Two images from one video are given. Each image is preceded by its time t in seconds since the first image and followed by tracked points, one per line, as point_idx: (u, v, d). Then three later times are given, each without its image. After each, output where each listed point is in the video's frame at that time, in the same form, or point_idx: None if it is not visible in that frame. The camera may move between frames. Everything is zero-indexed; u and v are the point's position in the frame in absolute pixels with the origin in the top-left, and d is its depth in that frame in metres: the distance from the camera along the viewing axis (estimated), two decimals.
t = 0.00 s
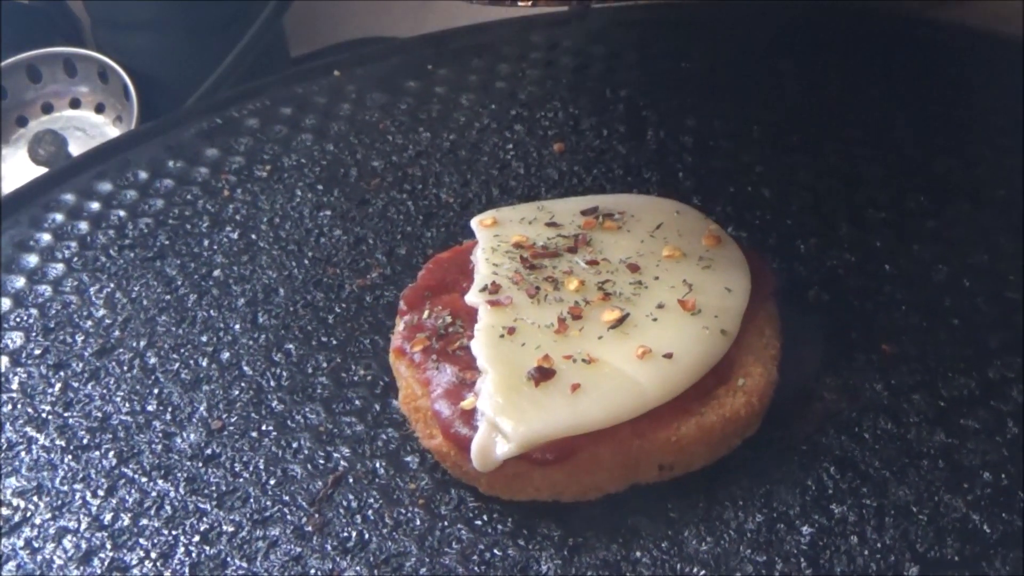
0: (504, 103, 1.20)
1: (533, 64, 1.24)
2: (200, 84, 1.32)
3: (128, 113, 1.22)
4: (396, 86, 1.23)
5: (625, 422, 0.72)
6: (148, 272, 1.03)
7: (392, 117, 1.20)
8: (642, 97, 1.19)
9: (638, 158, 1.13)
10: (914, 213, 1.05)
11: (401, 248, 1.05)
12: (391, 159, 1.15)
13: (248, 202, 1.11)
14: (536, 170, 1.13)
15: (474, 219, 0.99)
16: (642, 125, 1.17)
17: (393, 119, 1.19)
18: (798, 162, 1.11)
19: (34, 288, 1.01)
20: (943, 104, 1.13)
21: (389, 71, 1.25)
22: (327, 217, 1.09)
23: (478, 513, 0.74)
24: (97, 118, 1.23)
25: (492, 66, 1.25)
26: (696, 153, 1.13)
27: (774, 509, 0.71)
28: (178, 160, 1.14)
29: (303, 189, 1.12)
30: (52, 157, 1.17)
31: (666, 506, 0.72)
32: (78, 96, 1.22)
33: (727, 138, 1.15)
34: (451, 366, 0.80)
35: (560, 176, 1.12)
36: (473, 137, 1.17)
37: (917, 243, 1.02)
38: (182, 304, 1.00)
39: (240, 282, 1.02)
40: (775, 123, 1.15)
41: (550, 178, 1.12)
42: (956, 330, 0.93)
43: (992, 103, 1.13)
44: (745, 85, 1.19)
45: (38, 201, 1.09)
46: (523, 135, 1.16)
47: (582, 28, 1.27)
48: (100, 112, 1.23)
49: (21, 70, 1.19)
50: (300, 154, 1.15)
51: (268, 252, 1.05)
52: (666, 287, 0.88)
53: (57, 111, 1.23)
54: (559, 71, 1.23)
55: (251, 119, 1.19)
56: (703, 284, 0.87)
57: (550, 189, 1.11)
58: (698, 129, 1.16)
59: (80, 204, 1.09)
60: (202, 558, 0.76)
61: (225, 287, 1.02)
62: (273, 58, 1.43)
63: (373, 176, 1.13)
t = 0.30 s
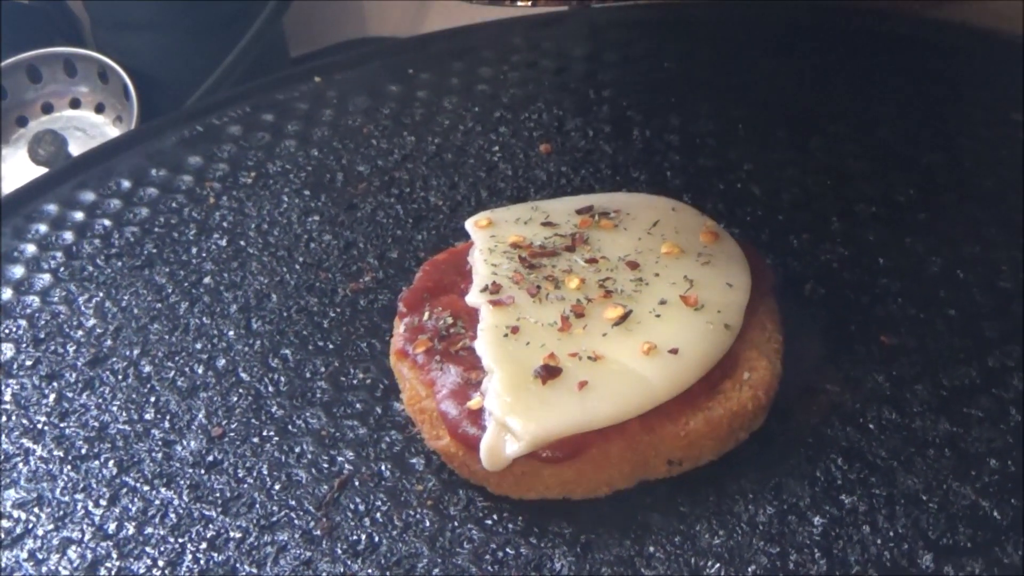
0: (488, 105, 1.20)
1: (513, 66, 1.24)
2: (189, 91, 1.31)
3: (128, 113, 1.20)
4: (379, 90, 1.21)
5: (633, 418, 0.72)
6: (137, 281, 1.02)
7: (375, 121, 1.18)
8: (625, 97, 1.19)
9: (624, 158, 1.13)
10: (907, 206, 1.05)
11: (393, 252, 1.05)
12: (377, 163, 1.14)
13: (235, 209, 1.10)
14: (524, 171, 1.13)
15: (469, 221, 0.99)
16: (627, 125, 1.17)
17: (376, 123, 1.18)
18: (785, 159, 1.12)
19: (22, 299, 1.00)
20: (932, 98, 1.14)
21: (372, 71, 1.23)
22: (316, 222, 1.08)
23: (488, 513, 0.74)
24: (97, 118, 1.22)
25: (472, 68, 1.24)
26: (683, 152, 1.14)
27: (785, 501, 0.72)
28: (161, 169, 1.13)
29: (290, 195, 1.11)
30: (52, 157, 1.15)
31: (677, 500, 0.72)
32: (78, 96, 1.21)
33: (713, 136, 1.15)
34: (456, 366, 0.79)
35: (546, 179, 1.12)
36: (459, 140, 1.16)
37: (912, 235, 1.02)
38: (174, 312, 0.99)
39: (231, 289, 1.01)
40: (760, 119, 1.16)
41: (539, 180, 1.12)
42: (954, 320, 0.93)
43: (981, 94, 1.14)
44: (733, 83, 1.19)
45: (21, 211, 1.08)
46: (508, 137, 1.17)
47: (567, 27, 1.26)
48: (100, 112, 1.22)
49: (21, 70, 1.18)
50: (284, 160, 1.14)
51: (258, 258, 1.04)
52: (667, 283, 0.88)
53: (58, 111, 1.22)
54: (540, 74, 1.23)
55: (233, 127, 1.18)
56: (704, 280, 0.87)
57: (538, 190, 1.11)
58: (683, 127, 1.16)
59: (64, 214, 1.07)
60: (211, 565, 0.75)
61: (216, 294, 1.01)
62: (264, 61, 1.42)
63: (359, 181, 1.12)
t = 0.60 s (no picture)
0: (472, 108, 1.20)
1: (495, 69, 1.24)
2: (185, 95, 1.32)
3: (128, 113, 1.20)
4: (362, 95, 1.22)
5: (641, 414, 0.73)
6: (127, 289, 1.01)
7: (359, 126, 1.18)
8: (612, 97, 1.19)
9: (613, 157, 1.13)
10: (899, 199, 1.06)
11: (385, 255, 1.04)
12: (364, 168, 1.14)
13: (223, 215, 1.09)
14: (513, 173, 1.12)
15: (464, 222, 0.99)
16: (614, 125, 1.16)
17: (361, 128, 1.18)
18: (773, 158, 1.12)
19: (11, 309, 0.99)
20: (920, 93, 1.15)
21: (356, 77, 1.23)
22: (305, 226, 1.07)
23: (497, 512, 0.73)
24: (98, 118, 1.22)
25: (455, 72, 1.24)
26: (672, 150, 1.13)
27: (794, 493, 0.72)
28: (145, 176, 1.12)
29: (277, 201, 1.10)
30: (52, 158, 1.16)
31: (686, 495, 0.73)
32: (78, 96, 1.21)
33: (701, 134, 1.15)
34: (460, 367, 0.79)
35: (536, 180, 1.11)
36: (445, 143, 1.16)
37: (906, 228, 1.03)
38: (166, 320, 0.98)
39: (223, 295, 1.01)
40: (747, 117, 1.16)
41: (527, 181, 1.11)
42: (951, 312, 0.94)
43: (967, 89, 1.15)
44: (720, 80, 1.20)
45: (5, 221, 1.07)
46: (494, 139, 1.16)
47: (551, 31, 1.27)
48: (100, 112, 1.22)
49: (20, 70, 1.18)
50: (270, 166, 1.14)
51: (249, 264, 1.04)
52: (668, 280, 0.88)
53: (57, 111, 1.22)
54: (524, 75, 1.23)
55: (214, 133, 1.17)
56: (704, 276, 0.88)
57: (528, 191, 1.10)
58: (669, 127, 1.16)
59: (48, 223, 1.07)
60: (219, 571, 0.74)
61: (208, 300, 1.00)
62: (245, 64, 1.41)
63: (347, 185, 1.12)
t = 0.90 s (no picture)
0: (456, 112, 1.20)
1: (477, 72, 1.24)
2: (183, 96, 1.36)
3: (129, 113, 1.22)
4: (344, 101, 1.21)
5: (650, 410, 0.73)
6: (116, 298, 1.00)
7: (342, 131, 1.18)
8: (595, 97, 1.19)
9: (600, 156, 1.13)
10: (891, 192, 1.07)
11: (376, 258, 1.04)
12: (349, 173, 1.13)
13: (211, 222, 1.08)
14: (501, 175, 1.12)
15: (459, 223, 0.99)
16: (599, 125, 1.16)
17: (345, 133, 1.18)
18: (760, 155, 1.12)
19: None
20: (907, 87, 1.16)
21: (342, 82, 1.24)
22: (294, 232, 1.07)
23: (507, 512, 0.73)
24: (98, 118, 1.24)
25: (436, 76, 1.24)
26: (659, 149, 1.14)
27: (804, 485, 0.72)
28: (127, 186, 1.12)
29: (264, 207, 1.10)
30: (52, 157, 1.19)
31: (697, 490, 0.73)
32: (78, 96, 1.23)
33: (687, 133, 1.15)
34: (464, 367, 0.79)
35: (524, 182, 1.11)
36: (430, 146, 1.16)
37: (900, 220, 1.04)
38: (160, 327, 0.97)
39: (215, 302, 1.00)
40: (733, 115, 1.16)
41: (516, 183, 1.11)
42: (947, 303, 0.95)
43: (952, 82, 1.16)
44: (705, 78, 1.20)
45: None
46: (480, 141, 1.16)
47: (535, 32, 1.28)
48: (100, 112, 1.24)
49: (21, 71, 1.20)
50: (255, 172, 1.14)
51: (239, 270, 1.03)
52: (668, 277, 0.88)
53: (57, 111, 1.24)
54: (506, 77, 1.23)
55: (197, 141, 1.17)
56: (704, 272, 0.88)
57: (516, 193, 1.10)
58: (655, 127, 1.16)
59: (32, 234, 1.07)
60: None
61: (200, 307, 0.99)
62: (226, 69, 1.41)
63: (334, 190, 1.11)
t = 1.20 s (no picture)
0: (440, 115, 1.20)
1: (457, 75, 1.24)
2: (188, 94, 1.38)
3: (129, 113, 1.26)
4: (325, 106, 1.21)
5: (658, 405, 0.73)
6: (107, 306, 1.00)
7: (326, 135, 1.17)
8: (580, 98, 1.20)
9: (588, 157, 1.13)
10: (883, 186, 1.07)
11: (368, 262, 1.03)
12: (336, 178, 1.13)
13: (199, 229, 1.07)
14: (489, 177, 1.12)
15: (454, 225, 0.98)
16: (585, 126, 1.16)
17: (329, 138, 1.17)
18: (747, 152, 1.12)
19: None
20: (893, 83, 1.17)
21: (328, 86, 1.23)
22: (283, 238, 1.06)
23: (518, 511, 0.73)
24: (98, 118, 1.27)
25: (419, 80, 1.24)
26: (646, 149, 1.14)
27: (813, 477, 0.72)
28: (111, 195, 1.11)
29: (252, 213, 1.09)
30: (52, 157, 1.20)
31: (706, 484, 0.73)
32: (78, 96, 1.27)
33: (674, 132, 1.15)
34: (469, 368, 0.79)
35: (513, 184, 1.11)
36: (415, 150, 1.16)
37: (893, 213, 1.04)
38: (153, 335, 0.96)
39: (207, 309, 0.99)
40: (720, 113, 1.17)
41: (505, 184, 1.11)
42: (943, 294, 0.96)
43: (939, 76, 1.17)
44: (688, 80, 1.20)
45: None
46: (466, 144, 1.16)
47: (521, 32, 1.28)
48: (100, 112, 1.28)
49: (21, 70, 1.24)
50: (239, 179, 1.13)
51: (230, 277, 1.02)
52: (668, 274, 0.89)
53: (57, 110, 1.28)
54: (487, 80, 1.23)
55: (181, 149, 1.16)
56: (704, 268, 0.88)
57: (505, 195, 1.10)
58: (641, 127, 1.16)
59: (16, 244, 1.05)
60: None
61: (193, 314, 0.98)
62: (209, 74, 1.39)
63: (321, 195, 1.11)
